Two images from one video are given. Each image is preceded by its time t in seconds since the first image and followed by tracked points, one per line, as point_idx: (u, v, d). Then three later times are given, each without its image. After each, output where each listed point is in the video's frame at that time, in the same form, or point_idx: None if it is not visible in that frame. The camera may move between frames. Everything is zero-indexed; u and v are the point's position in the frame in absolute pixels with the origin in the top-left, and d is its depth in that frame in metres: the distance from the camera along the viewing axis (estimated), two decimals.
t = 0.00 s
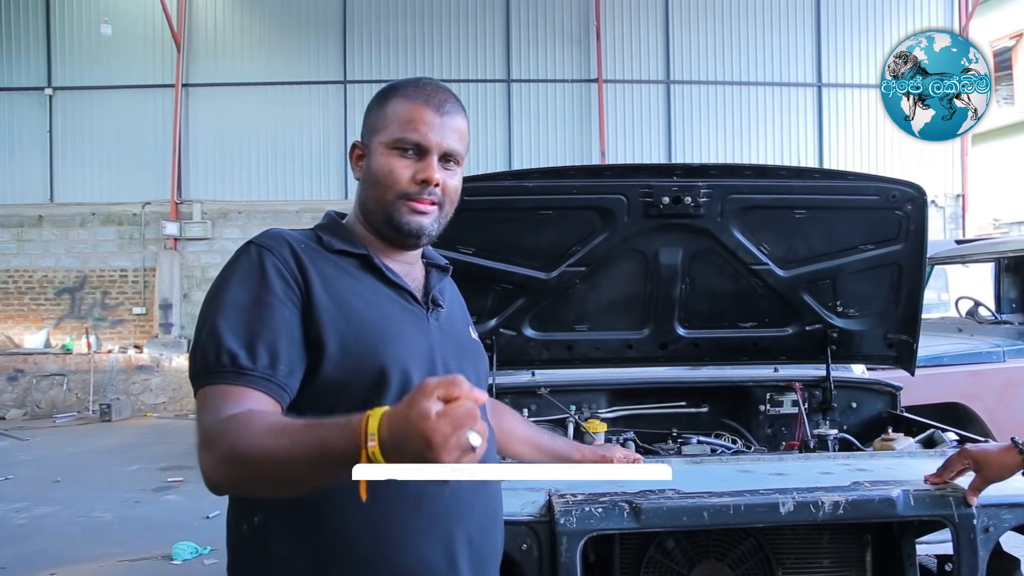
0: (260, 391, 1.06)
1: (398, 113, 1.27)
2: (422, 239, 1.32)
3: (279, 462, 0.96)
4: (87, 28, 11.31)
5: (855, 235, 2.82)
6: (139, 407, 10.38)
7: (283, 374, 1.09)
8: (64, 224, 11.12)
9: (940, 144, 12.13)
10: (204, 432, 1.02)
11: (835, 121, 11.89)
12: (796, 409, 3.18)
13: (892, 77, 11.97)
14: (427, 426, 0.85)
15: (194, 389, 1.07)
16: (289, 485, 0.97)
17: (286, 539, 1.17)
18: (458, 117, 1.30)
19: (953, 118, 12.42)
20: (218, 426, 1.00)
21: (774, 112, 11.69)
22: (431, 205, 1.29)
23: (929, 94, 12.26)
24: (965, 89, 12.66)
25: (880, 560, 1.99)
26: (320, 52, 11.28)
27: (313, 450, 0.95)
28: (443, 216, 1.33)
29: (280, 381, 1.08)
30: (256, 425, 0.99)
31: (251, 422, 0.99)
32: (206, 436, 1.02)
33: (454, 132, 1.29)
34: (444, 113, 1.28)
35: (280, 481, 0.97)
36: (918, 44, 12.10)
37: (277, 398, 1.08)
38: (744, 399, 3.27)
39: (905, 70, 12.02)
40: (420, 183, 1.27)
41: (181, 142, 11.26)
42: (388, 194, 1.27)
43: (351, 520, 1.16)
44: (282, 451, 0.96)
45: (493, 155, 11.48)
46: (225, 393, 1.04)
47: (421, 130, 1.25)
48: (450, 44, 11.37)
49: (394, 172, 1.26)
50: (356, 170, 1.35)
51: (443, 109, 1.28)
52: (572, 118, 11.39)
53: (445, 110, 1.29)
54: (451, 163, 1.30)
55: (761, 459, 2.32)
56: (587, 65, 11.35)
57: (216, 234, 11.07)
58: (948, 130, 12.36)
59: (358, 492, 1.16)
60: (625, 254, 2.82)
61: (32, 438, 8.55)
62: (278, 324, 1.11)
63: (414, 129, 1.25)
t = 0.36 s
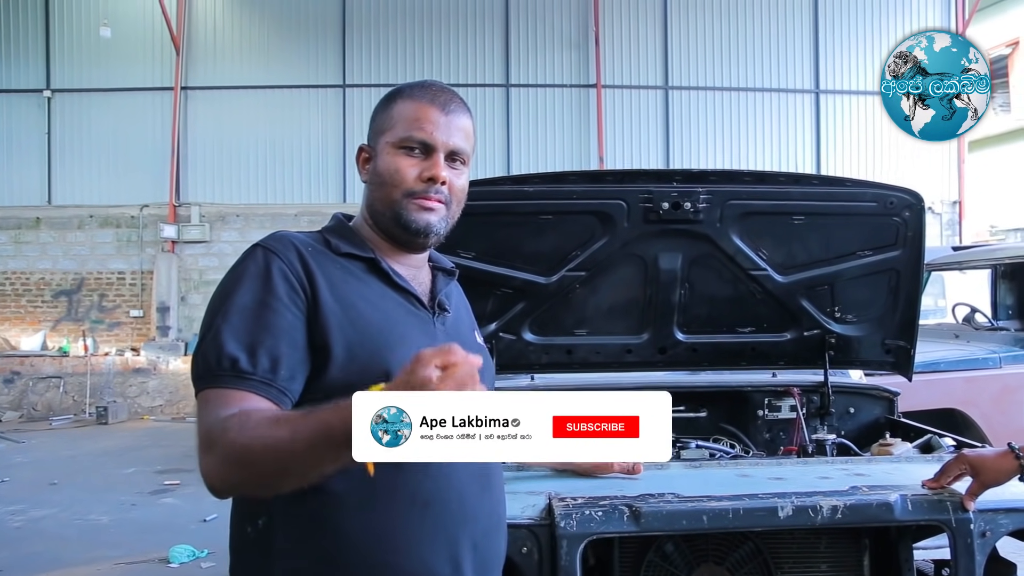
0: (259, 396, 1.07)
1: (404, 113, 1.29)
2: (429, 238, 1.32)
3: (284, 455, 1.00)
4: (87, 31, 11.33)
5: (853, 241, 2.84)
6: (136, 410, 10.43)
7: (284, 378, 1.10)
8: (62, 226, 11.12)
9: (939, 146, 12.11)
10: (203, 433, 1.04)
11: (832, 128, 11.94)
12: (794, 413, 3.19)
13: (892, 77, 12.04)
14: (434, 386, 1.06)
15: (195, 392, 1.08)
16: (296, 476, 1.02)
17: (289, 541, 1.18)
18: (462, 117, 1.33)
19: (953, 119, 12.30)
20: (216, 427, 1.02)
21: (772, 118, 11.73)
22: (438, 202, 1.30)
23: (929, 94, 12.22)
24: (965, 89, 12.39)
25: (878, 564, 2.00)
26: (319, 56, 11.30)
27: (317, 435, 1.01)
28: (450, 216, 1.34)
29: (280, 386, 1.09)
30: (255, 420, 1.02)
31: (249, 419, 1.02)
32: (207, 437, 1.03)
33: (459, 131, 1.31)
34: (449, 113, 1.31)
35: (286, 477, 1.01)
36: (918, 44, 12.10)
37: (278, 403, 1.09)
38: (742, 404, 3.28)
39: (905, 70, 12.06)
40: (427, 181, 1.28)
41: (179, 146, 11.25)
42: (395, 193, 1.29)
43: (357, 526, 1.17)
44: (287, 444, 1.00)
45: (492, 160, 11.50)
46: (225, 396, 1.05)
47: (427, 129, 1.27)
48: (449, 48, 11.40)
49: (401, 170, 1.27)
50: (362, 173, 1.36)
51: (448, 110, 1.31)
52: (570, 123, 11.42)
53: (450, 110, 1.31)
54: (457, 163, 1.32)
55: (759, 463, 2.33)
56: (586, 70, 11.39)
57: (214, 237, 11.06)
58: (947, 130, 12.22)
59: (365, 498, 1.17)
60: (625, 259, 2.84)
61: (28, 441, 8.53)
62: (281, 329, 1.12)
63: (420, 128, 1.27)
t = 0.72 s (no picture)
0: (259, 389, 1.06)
1: (403, 112, 1.30)
2: (429, 236, 1.32)
3: (267, 424, 0.94)
4: (87, 29, 11.33)
5: (853, 245, 2.85)
6: (133, 409, 10.42)
7: (283, 374, 1.09)
8: (60, 225, 11.10)
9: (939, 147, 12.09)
10: (199, 430, 1.02)
11: (831, 132, 11.96)
12: (791, 416, 3.20)
13: (892, 76, 12.05)
14: (407, 311, 0.85)
15: (197, 389, 1.07)
16: (287, 451, 0.94)
17: (289, 538, 1.18)
18: (462, 115, 1.34)
19: (953, 119, 12.18)
20: (207, 417, 1.00)
21: (771, 122, 11.75)
22: (438, 201, 1.30)
23: (929, 95, 12.21)
24: (966, 88, 12.37)
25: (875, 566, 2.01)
26: (319, 56, 11.31)
27: (299, 396, 0.93)
28: (450, 214, 1.34)
29: (279, 381, 1.08)
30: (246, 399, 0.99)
31: (239, 401, 0.99)
32: (204, 432, 1.01)
33: (458, 128, 1.31)
34: (449, 110, 1.31)
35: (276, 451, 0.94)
36: (918, 45, 12.12)
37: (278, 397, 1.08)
38: (740, 407, 3.29)
39: (905, 70, 12.07)
40: (426, 179, 1.28)
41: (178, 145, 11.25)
42: (395, 191, 1.29)
43: (357, 524, 1.17)
44: (269, 414, 0.94)
45: (491, 161, 11.52)
46: (224, 389, 1.04)
47: (425, 127, 1.28)
48: (449, 49, 11.41)
49: (400, 169, 1.28)
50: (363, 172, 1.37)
51: (447, 107, 1.31)
52: (570, 126, 11.44)
53: (450, 107, 1.32)
54: (457, 160, 1.32)
55: (756, 465, 2.33)
56: (586, 73, 11.42)
57: (212, 237, 11.05)
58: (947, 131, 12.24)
59: (366, 497, 1.18)
60: (625, 260, 2.84)
61: (25, 439, 8.52)
62: (282, 326, 1.12)
63: (419, 126, 1.28)
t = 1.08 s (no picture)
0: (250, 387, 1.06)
1: (399, 114, 1.31)
2: (421, 240, 1.33)
3: (255, 419, 0.95)
4: (83, 28, 11.30)
5: (846, 247, 2.87)
6: (126, 409, 10.39)
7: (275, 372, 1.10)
8: (55, 224, 11.07)
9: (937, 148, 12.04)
10: (191, 428, 1.03)
11: (826, 136, 12.00)
12: (785, 418, 3.22)
13: (892, 77, 12.06)
14: (393, 297, 0.86)
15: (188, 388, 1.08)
16: (278, 444, 0.95)
17: (281, 536, 1.18)
18: (460, 119, 1.35)
19: (953, 118, 12.16)
20: (197, 415, 1.02)
21: (766, 125, 11.80)
22: (430, 205, 1.31)
23: (930, 94, 12.02)
24: (965, 88, 12.15)
25: (867, 566, 2.02)
26: (316, 57, 11.30)
27: (287, 388, 0.94)
28: (443, 218, 1.35)
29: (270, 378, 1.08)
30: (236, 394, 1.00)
31: (228, 398, 1.00)
32: (195, 429, 1.01)
33: (455, 133, 1.32)
34: (445, 115, 1.32)
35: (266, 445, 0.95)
36: (918, 45, 12.11)
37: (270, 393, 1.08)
38: (733, 408, 3.31)
39: (905, 70, 11.98)
40: (418, 183, 1.28)
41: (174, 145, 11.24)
42: (388, 194, 1.30)
43: (350, 522, 1.17)
44: (257, 407, 0.95)
45: (487, 163, 11.53)
46: (215, 386, 1.04)
47: (421, 130, 1.29)
48: (445, 51, 11.42)
49: (394, 171, 1.29)
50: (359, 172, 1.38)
51: (445, 111, 1.32)
52: (566, 128, 11.46)
53: (448, 112, 1.33)
54: (452, 164, 1.33)
55: (749, 465, 2.35)
56: (582, 75, 11.45)
57: (207, 237, 11.04)
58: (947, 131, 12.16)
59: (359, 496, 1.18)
60: (620, 262, 2.86)
61: (17, 440, 8.47)
62: (273, 324, 1.12)
63: (414, 129, 1.29)
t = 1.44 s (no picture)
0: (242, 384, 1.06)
1: (399, 116, 1.31)
2: (414, 242, 1.33)
3: (248, 419, 0.95)
4: (77, 26, 11.25)
5: (841, 247, 2.88)
6: (120, 408, 10.37)
7: (267, 370, 1.09)
8: (48, 223, 11.02)
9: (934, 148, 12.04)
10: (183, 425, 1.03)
11: (821, 137, 12.03)
12: (779, 417, 3.24)
13: (893, 77, 12.13)
14: (384, 302, 0.86)
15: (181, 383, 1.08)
16: (270, 445, 0.95)
17: (273, 531, 1.18)
18: (460, 123, 1.35)
19: (953, 119, 12.20)
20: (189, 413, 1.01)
21: (762, 126, 11.83)
22: (425, 209, 1.31)
23: (929, 94, 12.10)
24: (965, 88, 12.29)
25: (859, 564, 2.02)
26: (311, 55, 11.29)
27: (280, 390, 0.94)
28: (438, 222, 1.35)
29: (262, 375, 1.08)
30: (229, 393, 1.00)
31: (220, 397, 1.00)
32: (188, 426, 1.01)
33: (454, 138, 1.32)
34: (445, 119, 1.32)
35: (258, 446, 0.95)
36: (918, 44, 12.17)
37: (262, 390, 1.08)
38: (728, 408, 3.32)
39: (905, 70, 12.06)
40: (415, 187, 1.29)
41: (169, 143, 11.21)
42: (383, 194, 1.30)
43: (342, 520, 1.18)
44: (250, 407, 0.95)
45: (482, 162, 11.53)
46: (208, 383, 1.05)
47: (420, 134, 1.29)
48: (441, 50, 11.42)
49: (390, 173, 1.29)
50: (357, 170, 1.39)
51: (445, 115, 1.32)
52: (562, 128, 11.47)
53: (448, 117, 1.33)
54: (449, 169, 1.33)
55: (743, 463, 2.36)
56: (578, 76, 11.46)
57: (202, 236, 11.03)
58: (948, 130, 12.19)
59: (351, 495, 1.19)
60: (614, 261, 2.86)
61: (10, 438, 8.44)
62: (266, 322, 1.12)
63: (413, 133, 1.29)
